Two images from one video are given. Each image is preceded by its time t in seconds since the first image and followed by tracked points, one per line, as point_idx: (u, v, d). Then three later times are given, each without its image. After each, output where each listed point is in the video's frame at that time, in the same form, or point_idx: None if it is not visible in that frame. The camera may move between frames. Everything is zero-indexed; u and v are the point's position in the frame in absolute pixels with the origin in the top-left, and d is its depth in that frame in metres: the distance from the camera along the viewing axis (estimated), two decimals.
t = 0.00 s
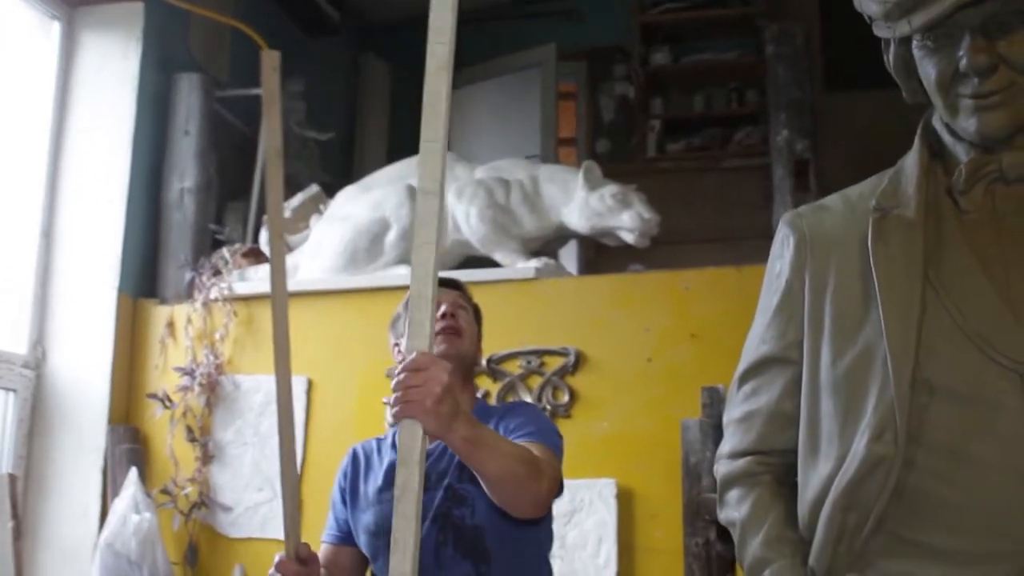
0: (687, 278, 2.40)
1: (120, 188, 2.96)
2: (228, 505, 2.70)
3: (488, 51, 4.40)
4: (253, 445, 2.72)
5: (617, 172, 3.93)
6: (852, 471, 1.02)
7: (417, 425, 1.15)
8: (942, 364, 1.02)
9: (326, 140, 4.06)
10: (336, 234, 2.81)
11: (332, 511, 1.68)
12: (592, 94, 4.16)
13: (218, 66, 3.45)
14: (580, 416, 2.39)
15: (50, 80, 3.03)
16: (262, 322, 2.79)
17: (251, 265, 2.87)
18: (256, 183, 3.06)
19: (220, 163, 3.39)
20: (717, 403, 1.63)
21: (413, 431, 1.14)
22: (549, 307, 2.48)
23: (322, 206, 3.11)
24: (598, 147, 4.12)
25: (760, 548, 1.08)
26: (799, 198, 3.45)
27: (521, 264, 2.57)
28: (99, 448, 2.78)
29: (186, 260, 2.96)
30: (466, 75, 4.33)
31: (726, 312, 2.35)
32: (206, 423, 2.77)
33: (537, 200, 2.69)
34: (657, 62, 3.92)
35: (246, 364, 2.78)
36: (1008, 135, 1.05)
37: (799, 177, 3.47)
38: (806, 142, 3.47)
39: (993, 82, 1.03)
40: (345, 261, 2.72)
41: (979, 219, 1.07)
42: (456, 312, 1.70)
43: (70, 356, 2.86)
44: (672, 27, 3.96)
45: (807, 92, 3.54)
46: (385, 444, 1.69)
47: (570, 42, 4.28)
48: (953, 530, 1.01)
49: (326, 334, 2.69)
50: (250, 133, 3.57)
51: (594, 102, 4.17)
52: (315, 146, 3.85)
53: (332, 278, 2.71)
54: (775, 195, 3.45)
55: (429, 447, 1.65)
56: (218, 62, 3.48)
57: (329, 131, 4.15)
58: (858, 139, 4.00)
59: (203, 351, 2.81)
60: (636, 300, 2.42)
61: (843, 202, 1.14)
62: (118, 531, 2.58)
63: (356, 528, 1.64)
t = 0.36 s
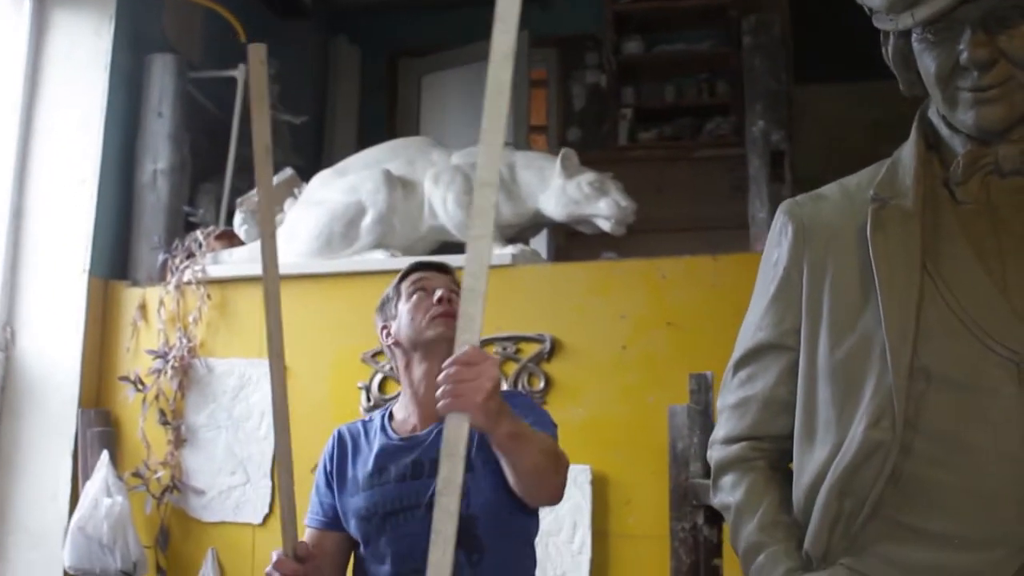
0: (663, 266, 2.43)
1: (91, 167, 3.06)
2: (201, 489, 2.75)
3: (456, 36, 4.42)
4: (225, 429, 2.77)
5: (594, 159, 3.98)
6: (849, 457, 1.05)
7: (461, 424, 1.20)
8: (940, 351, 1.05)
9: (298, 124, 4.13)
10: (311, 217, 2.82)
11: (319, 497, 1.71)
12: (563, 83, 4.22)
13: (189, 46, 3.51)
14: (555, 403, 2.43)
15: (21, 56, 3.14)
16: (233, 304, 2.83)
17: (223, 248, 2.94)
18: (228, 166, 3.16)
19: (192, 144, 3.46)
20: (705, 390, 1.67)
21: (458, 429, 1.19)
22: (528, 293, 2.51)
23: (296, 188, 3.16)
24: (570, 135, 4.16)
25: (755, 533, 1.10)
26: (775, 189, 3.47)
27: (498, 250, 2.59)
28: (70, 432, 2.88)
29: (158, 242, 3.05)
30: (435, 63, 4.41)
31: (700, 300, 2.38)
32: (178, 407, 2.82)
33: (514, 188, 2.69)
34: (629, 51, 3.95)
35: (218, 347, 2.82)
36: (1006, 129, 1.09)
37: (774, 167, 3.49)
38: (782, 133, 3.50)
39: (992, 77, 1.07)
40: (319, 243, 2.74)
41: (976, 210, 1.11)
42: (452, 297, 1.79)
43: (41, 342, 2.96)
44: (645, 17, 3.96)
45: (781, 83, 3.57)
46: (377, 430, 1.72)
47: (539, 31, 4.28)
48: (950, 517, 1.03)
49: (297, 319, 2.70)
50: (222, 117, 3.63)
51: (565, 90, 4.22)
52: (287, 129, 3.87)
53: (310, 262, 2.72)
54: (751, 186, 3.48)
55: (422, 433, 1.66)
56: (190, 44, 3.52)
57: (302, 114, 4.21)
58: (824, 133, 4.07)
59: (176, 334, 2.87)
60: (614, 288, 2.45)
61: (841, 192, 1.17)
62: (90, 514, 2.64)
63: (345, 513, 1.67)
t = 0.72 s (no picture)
0: (642, 261, 2.44)
1: (68, 163, 3.03)
2: (180, 485, 2.74)
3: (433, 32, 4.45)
4: (204, 425, 2.75)
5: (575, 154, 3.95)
6: (832, 450, 1.06)
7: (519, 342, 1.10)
8: (921, 344, 1.06)
9: (275, 119, 4.12)
10: (289, 211, 2.84)
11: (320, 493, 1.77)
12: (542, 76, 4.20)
13: (166, 40, 3.39)
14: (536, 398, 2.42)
15: None
16: (211, 300, 2.82)
17: (200, 244, 2.93)
18: (204, 160, 3.16)
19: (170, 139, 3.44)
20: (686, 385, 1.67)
21: (517, 344, 1.10)
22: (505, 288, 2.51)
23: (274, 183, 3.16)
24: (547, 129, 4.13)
25: (738, 526, 1.11)
26: (753, 182, 3.45)
27: (476, 245, 2.61)
28: (48, 428, 2.85)
29: (135, 238, 3.03)
30: (412, 55, 4.39)
31: (678, 295, 2.39)
32: (156, 402, 2.81)
33: (492, 181, 2.74)
34: (606, 45, 3.95)
35: (197, 343, 2.81)
36: (986, 124, 1.11)
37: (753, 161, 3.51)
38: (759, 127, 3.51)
39: (973, 73, 1.08)
40: (298, 238, 2.76)
41: (956, 205, 1.12)
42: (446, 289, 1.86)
43: (16, 337, 2.93)
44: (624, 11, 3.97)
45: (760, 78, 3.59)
46: (375, 423, 1.78)
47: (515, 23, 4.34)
48: (933, 509, 1.04)
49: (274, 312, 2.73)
50: (196, 110, 3.62)
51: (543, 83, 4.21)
52: (264, 123, 3.85)
53: (289, 257, 2.74)
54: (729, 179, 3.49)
55: (419, 427, 1.73)
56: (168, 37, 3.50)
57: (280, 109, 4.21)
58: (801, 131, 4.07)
59: (154, 330, 2.85)
60: (592, 282, 2.46)
61: (823, 187, 1.18)
62: (68, 511, 2.62)
63: (346, 507, 1.74)
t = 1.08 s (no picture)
0: (611, 270, 2.45)
1: (37, 162, 3.01)
2: (142, 486, 2.73)
3: (412, 37, 4.54)
4: (168, 427, 2.74)
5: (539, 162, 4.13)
6: (783, 466, 1.07)
7: (558, 264, 1.18)
8: (873, 361, 1.07)
9: (248, 120, 4.13)
10: (259, 213, 2.84)
11: (296, 500, 1.79)
12: (515, 82, 4.35)
13: (137, 41, 3.35)
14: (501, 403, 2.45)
15: None
16: (178, 301, 2.80)
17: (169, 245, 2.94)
18: (175, 160, 3.16)
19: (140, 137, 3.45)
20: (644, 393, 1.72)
21: (554, 269, 1.17)
22: (471, 293, 2.55)
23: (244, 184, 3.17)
24: (519, 135, 4.30)
25: (691, 538, 1.12)
26: (721, 195, 3.48)
27: (444, 252, 2.63)
28: (9, 427, 2.83)
29: (103, 237, 3.02)
30: (391, 60, 4.40)
31: (645, 304, 2.40)
32: (120, 403, 2.79)
33: (462, 188, 2.74)
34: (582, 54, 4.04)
35: (163, 344, 2.80)
36: (943, 145, 1.12)
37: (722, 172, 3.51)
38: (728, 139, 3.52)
39: (931, 95, 1.09)
40: (267, 240, 2.76)
41: (913, 224, 1.13)
42: (426, 296, 1.93)
43: None
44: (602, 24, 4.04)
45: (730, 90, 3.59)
46: (352, 426, 1.83)
47: (493, 31, 4.46)
48: (882, 525, 1.05)
49: (238, 316, 2.74)
50: (169, 109, 3.63)
51: (516, 91, 4.36)
52: (237, 125, 3.84)
53: (257, 259, 2.74)
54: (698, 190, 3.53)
55: (397, 426, 1.78)
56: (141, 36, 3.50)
57: (254, 110, 4.23)
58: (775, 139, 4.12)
59: (120, 330, 2.83)
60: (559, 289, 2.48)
61: (782, 204, 1.19)
62: (28, 511, 2.60)
63: (324, 509, 1.78)
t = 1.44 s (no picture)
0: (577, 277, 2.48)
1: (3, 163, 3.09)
2: (110, 493, 2.72)
3: (383, 43, 4.61)
4: (136, 433, 2.74)
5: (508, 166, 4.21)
6: (739, 473, 1.08)
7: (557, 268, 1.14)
8: (827, 370, 1.09)
9: (217, 125, 4.18)
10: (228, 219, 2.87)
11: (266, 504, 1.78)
12: (485, 88, 4.41)
13: (108, 44, 3.55)
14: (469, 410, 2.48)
15: None
16: (146, 307, 2.82)
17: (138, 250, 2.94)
18: (142, 168, 3.21)
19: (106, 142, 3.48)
20: (610, 402, 1.72)
21: (551, 273, 1.12)
22: (442, 300, 2.57)
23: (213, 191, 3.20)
24: (490, 141, 4.34)
25: (650, 545, 1.13)
26: (687, 202, 3.53)
27: (413, 257, 2.68)
28: None
29: (70, 244, 3.07)
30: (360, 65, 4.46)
31: (612, 310, 2.42)
32: (88, 410, 2.79)
33: (431, 194, 2.76)
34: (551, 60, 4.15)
35: (131, 350, 2.80)
36: (895, 157, 1.13)
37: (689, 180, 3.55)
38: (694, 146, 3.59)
39: (884, 107, 1.11)
40: (236, 245, 2.78)
41: (867, 234, 1.15)
42: (404, 302, 1.92)
43: None
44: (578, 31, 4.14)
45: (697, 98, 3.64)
46: (324, 429, 1.82)
47: (464, 37, 4.50)
48: (837, 531, 1.07)
49: (205, 320, 2.75)
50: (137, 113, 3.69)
51: (486, 96, 4.41)
52: (205, 129, 3.87)
53: (225, 265, 2.76)
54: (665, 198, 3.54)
55: (371, 430, 1.77)
56: (108, 41, 3.55)
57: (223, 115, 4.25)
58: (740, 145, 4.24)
59: (87, 336, 2.84)
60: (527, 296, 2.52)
61: (739, 214, 1.20)
62: None
63: (295, 512, 1.76)
